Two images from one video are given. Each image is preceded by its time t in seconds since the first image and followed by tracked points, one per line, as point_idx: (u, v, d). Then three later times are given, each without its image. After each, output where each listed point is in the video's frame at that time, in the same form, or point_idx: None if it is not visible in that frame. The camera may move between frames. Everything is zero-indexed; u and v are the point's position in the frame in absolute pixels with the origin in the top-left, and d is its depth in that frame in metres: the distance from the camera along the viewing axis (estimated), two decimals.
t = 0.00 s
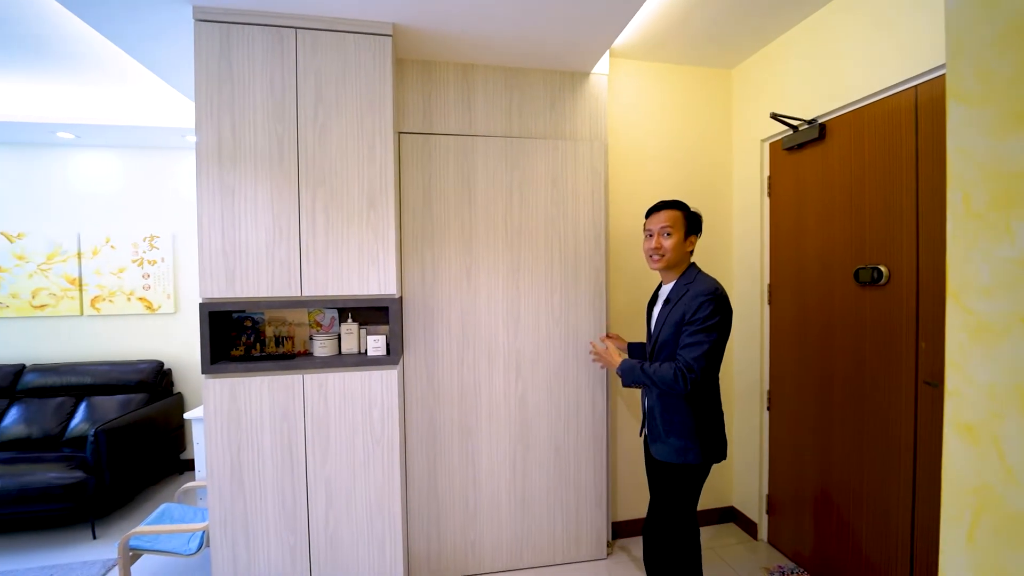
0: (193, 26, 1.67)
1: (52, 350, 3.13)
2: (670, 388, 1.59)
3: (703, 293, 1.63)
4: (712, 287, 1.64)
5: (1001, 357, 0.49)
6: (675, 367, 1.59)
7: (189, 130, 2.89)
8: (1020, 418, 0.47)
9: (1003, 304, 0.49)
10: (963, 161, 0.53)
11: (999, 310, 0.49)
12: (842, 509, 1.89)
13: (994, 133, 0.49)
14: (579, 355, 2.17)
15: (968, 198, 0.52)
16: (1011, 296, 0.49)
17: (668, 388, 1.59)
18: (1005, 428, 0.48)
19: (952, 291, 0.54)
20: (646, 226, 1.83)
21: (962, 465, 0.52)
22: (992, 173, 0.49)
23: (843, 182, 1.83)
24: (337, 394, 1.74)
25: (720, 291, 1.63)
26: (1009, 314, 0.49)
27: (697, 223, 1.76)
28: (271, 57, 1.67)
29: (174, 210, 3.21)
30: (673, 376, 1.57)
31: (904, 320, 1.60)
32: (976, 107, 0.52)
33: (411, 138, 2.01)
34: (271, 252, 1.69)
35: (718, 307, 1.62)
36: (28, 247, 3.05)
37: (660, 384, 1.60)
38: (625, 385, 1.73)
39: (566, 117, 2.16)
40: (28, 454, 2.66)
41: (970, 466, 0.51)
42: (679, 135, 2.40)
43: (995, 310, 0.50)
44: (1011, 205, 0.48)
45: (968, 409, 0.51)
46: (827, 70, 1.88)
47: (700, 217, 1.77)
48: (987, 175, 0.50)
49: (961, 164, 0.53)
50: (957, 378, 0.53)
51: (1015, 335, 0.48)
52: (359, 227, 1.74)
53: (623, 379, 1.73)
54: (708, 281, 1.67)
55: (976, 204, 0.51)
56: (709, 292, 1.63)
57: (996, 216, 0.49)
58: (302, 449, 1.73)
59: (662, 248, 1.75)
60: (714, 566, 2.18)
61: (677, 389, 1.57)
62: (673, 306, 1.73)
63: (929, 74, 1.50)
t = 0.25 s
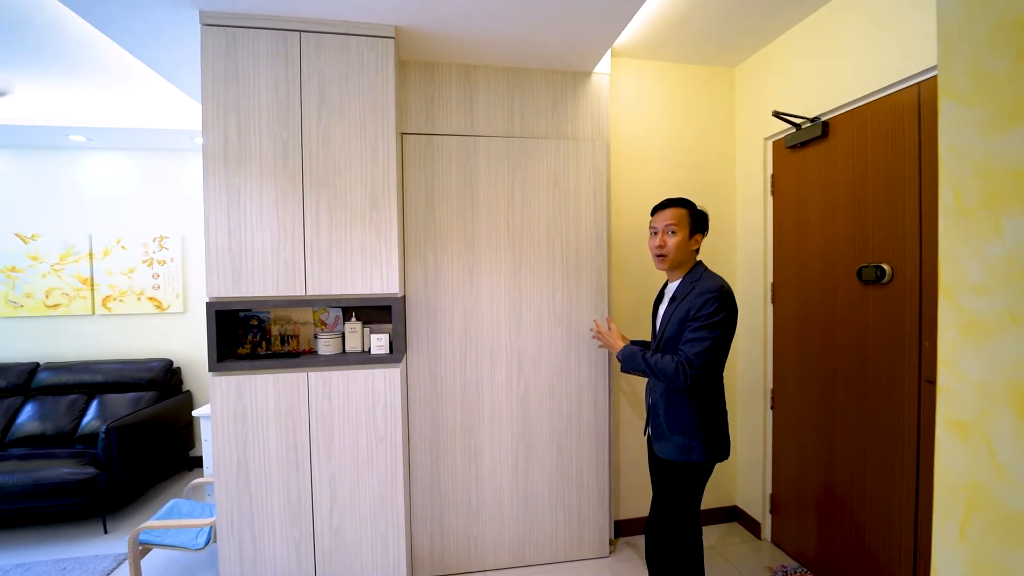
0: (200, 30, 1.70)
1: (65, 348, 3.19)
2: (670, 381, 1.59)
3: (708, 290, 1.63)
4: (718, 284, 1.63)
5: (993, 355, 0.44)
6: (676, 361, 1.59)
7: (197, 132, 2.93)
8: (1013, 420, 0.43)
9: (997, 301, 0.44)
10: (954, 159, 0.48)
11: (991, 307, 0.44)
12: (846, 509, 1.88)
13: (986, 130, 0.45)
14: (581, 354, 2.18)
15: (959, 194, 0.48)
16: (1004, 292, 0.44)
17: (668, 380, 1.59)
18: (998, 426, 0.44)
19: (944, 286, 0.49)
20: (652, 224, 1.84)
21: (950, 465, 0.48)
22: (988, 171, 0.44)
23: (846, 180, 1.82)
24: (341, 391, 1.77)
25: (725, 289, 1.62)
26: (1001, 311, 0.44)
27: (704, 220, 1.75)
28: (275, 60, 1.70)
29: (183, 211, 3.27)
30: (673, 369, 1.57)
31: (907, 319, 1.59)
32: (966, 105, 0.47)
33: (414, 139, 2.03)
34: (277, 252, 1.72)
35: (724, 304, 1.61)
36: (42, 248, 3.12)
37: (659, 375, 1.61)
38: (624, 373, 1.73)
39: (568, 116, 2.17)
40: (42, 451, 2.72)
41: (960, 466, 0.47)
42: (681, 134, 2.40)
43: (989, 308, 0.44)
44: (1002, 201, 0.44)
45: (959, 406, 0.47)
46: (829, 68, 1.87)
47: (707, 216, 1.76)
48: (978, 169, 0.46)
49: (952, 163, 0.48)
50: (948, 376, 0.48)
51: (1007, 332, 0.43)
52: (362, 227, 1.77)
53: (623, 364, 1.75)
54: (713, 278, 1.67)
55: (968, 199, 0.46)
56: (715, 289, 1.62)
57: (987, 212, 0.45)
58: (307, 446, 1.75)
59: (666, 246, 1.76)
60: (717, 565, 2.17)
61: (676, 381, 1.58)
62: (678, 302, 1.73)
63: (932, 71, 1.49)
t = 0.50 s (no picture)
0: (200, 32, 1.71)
1: (70, 347, 3.22)
2: (668, 383, 1.59)
3: (708, 292, 1.62)
4: (718, 285, 1.63)
5: (977, 355, 0.44)
6: (674, 363, 1.59)
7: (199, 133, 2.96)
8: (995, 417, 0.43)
9: (981, 301, 0.44)
10: (942, 160, 0.48)
11: (975, 307, 0.45)
12: (844, 510, 1.88)
13: (973, 130, 0.45)
14: (579, 353, 2.18)
15: (946, 197, 0.48)
16: (986, 292, 0.44)
17: (666, 383, 1.59)
18: (981, 426, 0.44)
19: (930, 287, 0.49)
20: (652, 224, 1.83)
21: (938, 466, 0.48)
22: (972, 171, 0.45)
23: (844, 180, 1.82)
24: (339, 391, 1.78)
25: (724, 290, 1.62)
26: (985, 310, 0.44)
27: (704, 221, 1.74)
28: (274, 62, 1.71)
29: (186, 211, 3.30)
30: (671, 372, 1.57)
31: (905, 319, 1.58)
32: (953, 105, 0.47)
33: (412, 140, 2.04)
34: (276, 252, 1.73)
35: (724, 306, 1.61)
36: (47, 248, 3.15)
37: (657, 378, 1.60)
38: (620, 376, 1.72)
39: (566, 116, 2.18)
40: (47, 448, 2.75)
41: (947, 465, 0.47)
42: (680, 134, 2.40)
43: (973, 308, 0.45)
44: (986, 203, 0.44)
45: (946, 406, 0.47)
46: (828, 67, 1.86)
47: (707, 217, 1.74)
48: (966, 171, 0.46)
49: (939, 163, 0.48)
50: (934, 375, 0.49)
51: (991, 333, 0.43)
52: (360, 227, 1.78)
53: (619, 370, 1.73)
54: (713, 280, 1.66)
55: (954, 201, 0.47)
56: (715, 290, 1.62)
57: (974, 213, 0.45)
58: (306, 445, 1.77)
59: (665, 246, 1.75)
60: (715, 565, 2.17)
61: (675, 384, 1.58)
62: (677, 303, 1.72)
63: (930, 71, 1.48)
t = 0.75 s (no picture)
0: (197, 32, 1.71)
1: (73, 346, 3.25)
2: (663, 382, 1.57)
3: (707, 291, 1.61)
4: (716, 284, 1.61)
5: (971, 357, 0.49)
6: (670, 361, 1.57)
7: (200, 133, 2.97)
8: (989, 418, 0.48)
9: (974, 303, 0.49)
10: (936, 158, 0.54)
11: (970, 309, 0.50)
12: (845, 512, 1.86)
13: (964, 128, 0.50)
14: (578, 353, 2.17)
15: (941, 195, 0.53)
16: (980, 294, 0.49)
17: (660, 380, 1.58)
18: (975, 428, 0.49)
19: (926, 288, 0.55)
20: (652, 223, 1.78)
21: (933, 467, 0.53)
22: (967, 169, 0.50)
23: (845, 179, 1.80)
24: (336, 390, 1.78)
25: (723, 289, 1.60)
26: (977, 313, 0.49)
27: (707, 221, 1.70)
28: (271, 62, 1.71)
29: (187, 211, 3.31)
30: (668, 370, 1.55)
31: (905, 319, 1.56)
32: (946, 102, 0.52)
33: (410, 140, 2.03)
34: (272, 252, 1.73)
35: (722, 305, 1.59)
36: (50, 248, 3.17)
37: (653, 376, 1.59)
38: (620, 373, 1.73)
39: (565, 115, 2.16)
40: (50, 447, 2.77)
41: (942, 468, 0.52)
42: (680, 132, 2.38)
43: (967, 309, 0.50)
44: (980, 202, 0.49)
45: (941, 409, 0.52)
46: (829, 65, 1.84)
47: (709, 218, 1.71)
48: (960, 170, 0.51)
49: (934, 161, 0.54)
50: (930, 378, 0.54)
51: (984, 334, 0.48)
52: (357, 227, 1.78)
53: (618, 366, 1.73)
54: (711, 279, 1.64)
55: (948, 200, 0.52)
56: (714, 291, 1.60)
57: (967, 213, 0.50)
58: (303, 444, 1.77)
59: (666, 247, 1.71)
60: (715, 567, 2.16)
61: (669, 382, 1.56)
62: (676, 303, 1.71)
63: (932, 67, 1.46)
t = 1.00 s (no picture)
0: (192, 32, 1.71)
1: (75, 346, 3.26)
2: (673, 392, 1.55)
3: (706, 292, 1.59)
4: (715, 285, 1.59)
5: (970, 361, 0.52)
6: (677, 371, 1.55)
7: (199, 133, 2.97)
8: (987, 423, 0.50)
9: (972, 306, 0.52)
10: (935, 155, 0.56)
11: (968, 312, 0.53)
12: (846, 516, 1.83)
13: (964, 127, 0.53)
14: (576, 354, 2.16)
15: (941, 194, 0.56)
16: (979, 298, 0.52)
17: (671, 392, 1.56)
18: (972, 434, 0.52)
19: (927, 291, 0.57)
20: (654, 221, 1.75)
21: (932, 472, 0.55)
22: (966, 167, 0.52)
23: (846, 178, 1.77)
24: (332, 391, 1.77)
25: (722, 289, 1.59)
26: (975, 316, 0.52)
27: (709, 223, 1.66)
28: (267, 61, 1.71)
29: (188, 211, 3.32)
30: (676, 380, 1.53)
31: (908, 320, 1.54)
32: (945, 100, 0.55)
33: (407, 139, 2.02)
34: (268, 252, 1.72)
35: (721, 307, 1.57)
36: (52, 248, 3.18)
37: (662, 388, 1.57)
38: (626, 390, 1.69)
39: (564, 114, 2.15)
40: (51, 446, 2.78)
41: (941, 474, 0.55)
42: (680, 131, 2.36)
43: (966, 312, 0.53)
44: (979, 202, 0.52)
45: (939, 415, 0.55)
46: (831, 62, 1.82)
47: (711, 218, 1.68)
48: (959, 169, 0.53)
49: (934, 158, 0.56)
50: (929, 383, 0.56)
51: (983, 338, 0.51)
52: (353, 226, 1.77)
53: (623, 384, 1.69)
54: (710, 280, 1.62)
55: (948, 200, 0.54)
56: (711, 291, 1.58)
57: (967, 213, 0.53)
58: (299, 445, 1.76)
59: (666, 246, 1.67)
60: (714, 570, 2.14)
61: (680, 394, 1.54)
62: (674, 306, 1.68)
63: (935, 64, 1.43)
